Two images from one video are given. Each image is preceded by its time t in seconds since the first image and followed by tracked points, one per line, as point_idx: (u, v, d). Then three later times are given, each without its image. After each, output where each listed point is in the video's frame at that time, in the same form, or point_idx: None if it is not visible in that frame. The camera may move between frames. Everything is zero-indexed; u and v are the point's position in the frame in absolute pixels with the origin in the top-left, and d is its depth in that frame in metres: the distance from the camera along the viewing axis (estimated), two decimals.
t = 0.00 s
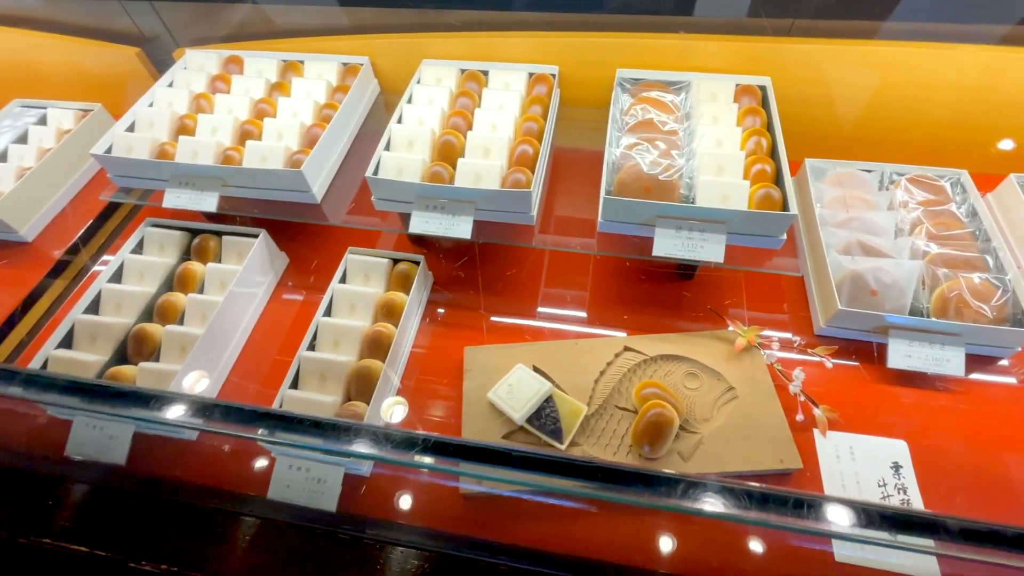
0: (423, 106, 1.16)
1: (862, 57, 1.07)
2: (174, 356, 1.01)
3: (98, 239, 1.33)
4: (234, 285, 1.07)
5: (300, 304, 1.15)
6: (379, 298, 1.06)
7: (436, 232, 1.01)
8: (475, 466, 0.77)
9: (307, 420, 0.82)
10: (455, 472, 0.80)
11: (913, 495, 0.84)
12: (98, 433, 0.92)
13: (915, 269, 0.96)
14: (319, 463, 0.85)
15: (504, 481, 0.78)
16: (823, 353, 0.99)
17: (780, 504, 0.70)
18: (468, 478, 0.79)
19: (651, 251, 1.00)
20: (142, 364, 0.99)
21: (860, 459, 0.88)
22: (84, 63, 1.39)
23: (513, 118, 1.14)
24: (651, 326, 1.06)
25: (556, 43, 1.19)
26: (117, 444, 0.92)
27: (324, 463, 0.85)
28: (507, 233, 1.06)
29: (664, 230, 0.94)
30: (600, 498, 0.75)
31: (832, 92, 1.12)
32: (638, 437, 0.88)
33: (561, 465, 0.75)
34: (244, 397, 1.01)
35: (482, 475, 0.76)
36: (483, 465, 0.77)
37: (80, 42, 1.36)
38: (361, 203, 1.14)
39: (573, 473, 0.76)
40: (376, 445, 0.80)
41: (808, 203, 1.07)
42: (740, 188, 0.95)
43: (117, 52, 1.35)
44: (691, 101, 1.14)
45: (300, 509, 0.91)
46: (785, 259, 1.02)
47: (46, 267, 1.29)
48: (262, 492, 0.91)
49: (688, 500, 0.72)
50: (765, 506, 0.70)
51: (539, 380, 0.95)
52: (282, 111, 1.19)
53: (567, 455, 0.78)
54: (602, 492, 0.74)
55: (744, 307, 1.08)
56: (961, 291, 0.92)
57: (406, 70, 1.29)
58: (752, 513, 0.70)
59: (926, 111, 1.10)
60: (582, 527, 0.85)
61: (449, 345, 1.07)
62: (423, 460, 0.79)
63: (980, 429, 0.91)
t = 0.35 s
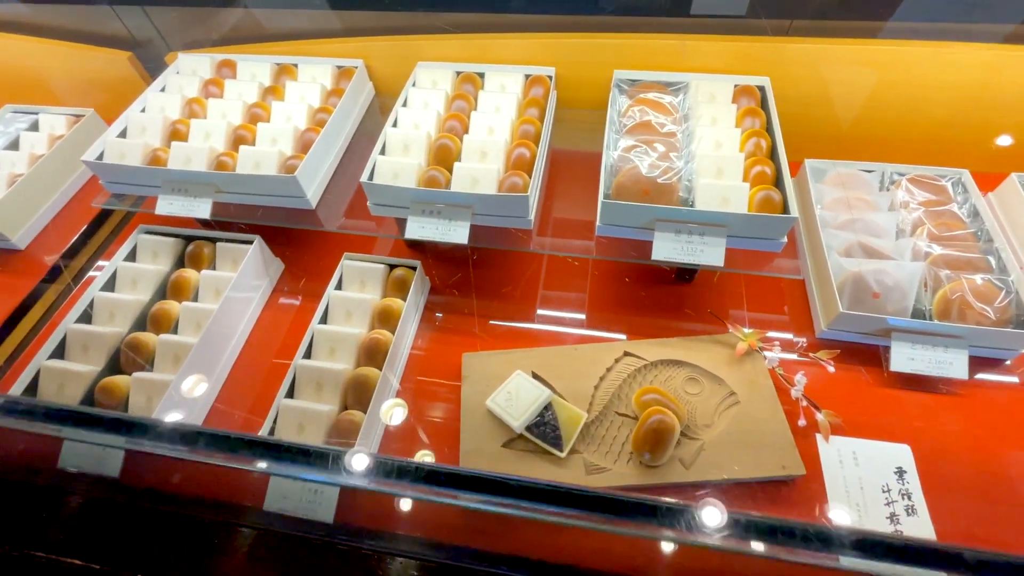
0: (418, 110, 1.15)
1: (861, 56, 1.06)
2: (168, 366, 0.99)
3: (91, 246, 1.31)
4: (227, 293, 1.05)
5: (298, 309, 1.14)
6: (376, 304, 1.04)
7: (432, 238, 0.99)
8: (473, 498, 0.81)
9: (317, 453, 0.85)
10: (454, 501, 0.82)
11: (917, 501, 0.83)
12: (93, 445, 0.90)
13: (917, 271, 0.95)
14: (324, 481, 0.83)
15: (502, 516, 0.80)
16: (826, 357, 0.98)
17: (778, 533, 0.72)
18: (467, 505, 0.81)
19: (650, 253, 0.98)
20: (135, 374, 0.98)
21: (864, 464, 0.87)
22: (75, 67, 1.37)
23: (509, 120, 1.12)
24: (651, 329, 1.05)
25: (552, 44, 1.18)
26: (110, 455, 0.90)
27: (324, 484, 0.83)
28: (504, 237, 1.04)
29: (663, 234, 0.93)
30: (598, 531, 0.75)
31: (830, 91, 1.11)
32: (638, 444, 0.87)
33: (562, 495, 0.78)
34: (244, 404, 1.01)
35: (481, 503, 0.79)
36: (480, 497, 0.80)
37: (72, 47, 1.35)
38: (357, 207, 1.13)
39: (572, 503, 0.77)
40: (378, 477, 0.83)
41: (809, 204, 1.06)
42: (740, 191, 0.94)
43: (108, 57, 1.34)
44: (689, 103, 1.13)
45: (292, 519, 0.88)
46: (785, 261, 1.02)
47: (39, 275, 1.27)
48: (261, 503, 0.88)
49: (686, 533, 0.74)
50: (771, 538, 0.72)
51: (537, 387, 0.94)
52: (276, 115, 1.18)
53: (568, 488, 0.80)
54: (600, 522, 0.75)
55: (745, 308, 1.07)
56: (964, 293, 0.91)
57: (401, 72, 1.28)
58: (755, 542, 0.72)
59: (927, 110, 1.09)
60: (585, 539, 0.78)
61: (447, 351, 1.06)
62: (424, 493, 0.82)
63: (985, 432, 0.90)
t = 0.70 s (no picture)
0: (428, 114, 1.15)
1: (874, 60, 1.05)
2: (178, 372, 0.98)
3: (99, 251, 1.31)
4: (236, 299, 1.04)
5: (306, 314, 1.14)
6: (386, 310, 1.04)
7: (442, 244, 0.99)
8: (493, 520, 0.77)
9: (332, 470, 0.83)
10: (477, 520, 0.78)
11: (936, 512, 0.81)
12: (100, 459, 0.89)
13: (932, 278, 0.93)
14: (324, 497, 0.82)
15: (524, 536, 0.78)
16: (842, 366, 0.97)
17: (797, 559, 0.69)
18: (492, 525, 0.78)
19: (660, 260, 0.97)
20: (145, 381, 0.97)
21: (881, 474, 0.86)
22: (85, 71, 1.38)
23: (520, 125, 1.12)
24: (663, 336, 1.04)
25: (561, 49, 1.17)
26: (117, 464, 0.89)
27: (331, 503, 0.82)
28: (514, 244, 1.03)
29: (676, 240, 0.92)
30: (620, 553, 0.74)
31: (844, 95, 1.10)
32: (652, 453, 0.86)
33: (573, 516, 0.75)
34: (254, 406, 1.01)
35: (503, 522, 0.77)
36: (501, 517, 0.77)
37: (81, 52, 1.35)
38: (366, 212, 1.12)
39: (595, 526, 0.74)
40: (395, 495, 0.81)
41: (822, 209, 1.05)
42: (754, 198, 0.93)
43: (118, 62, 1.34)
44: (701, 107, 1.12)
45: (305, 527, 0.87)
46: (798, 266, 1.03)
47: (48, 279, 1.27)
48: (259, 509, 0.88)
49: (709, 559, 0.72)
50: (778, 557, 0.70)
51: (550, 395, 0.93)
52: (285, 120, 1.18)
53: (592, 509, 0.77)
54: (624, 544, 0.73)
55: (756, 313, 1.06)
56: (981, 300, 0.90)
57: (410, 77, 1.28)
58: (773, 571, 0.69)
59: (941, 115, 1.08)
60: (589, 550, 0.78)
61: (457, 357, 1.05)
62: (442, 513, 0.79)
63: (1003, 442, 0.89)
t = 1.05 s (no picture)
0: (448, 118, 1.15)
1: (895, 66, 1.05)
2: (201, 372, 0.99)
3: (120, 251, 1.33)
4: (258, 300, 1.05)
5: (325, 316, 1.14)
6: (407, 312, 1.04)
7: (464, 246, 0.99)
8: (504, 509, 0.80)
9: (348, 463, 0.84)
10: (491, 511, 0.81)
11: (963, 519, 0.81)
12: (127, 454, 0.91)
13: (956, 283, 0.93)
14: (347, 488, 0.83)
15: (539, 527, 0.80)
16: (866, 371, 0.96)
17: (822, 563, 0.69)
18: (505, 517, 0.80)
19: (679, 263, 0.97)
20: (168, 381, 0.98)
21: (906, 480, 0.85)
22: (109, 74, 1.40)
23: (540, 129, 1.12)
24: (683, 340, 1.04)
25: (581, 53, 1.18)
26: (144, 460, 0.91)
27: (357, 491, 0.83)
28: (535, 247, 1.04)
29: (698, 244, 0.92)
30: (635, 546, 0.75)
31: (867, 100, 1.10)
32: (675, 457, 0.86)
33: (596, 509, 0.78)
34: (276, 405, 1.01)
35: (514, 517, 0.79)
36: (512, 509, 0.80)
37: (105, 54, 1.37)
38: (386, 214, 1.13)
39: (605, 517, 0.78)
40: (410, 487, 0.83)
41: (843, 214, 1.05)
42: (777, 202, 0.93)
43: (141, 65, 1.36)
44: (722, 111, 1.12)
45: (327, 527, 0.87)
46: (820, 271, 1.01)
47: (70, 279, 1.29)
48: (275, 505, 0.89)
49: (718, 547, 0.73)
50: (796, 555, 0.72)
51: (572, 398, 0.92)
52: (307, 122, 1.19)
53: (602, 499, 0.81)
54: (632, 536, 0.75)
55: (775, 318, 1.06)
56: (1007, 306, 0.89)
57: (430, 81, 1.29)
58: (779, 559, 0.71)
59: (963, 120, 1.08)
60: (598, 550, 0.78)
61: (477, 360, 1.05)
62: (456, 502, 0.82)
63: None
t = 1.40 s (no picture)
0: (479, 123, 1.17)
1: (927, 75, 1.06)
2: (238, 370, 1.01)
3: (153, 252, 1.35)
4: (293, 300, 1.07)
5: (354, 318, 1.16)
6: (438, 314, 1.05)
7: (497, 250, 1.00)
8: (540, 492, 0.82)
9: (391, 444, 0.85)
10: (523, 500, 0.83)
11: (1000, 528, 0.79)
12: (167, 446, 0.93)
13: (989, 292, 0.92)
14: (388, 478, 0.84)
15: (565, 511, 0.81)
16: (900, 378, 0.96)
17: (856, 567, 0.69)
18: (535, 505, 0.82)
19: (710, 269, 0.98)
20: (208, 378, 1.00)
21: (941, 489, 0.85)
22: (145, 77, 1.43)
23: (570, 135, 1.14)
24: (708, 346, 1.05)
25: (611, 61, 1.19)
26: (183, 456, 0.93)
27: (395, 481, 0.84)
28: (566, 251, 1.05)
29: (731, 249, 0.93)
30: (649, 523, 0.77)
31: (887, 109, 1.11)
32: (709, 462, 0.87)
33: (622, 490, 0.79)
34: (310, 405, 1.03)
35: (548, 499, 0.79)
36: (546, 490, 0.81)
37: (141, 58, 1.40)
38: (417, 218, 1.15)
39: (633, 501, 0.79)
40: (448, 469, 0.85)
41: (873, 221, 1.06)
42: (810, 209, 0.93)
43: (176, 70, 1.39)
44: (752, 119, 1.13)
45: (363, 526, 0.89)
46: (852, 279, 1.02)
47: (104, 278, 1.31)
48: (281, 500, 0.91)
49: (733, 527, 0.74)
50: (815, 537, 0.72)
51: (604, 401, 0.93)
52: (339, 126, 1.21)
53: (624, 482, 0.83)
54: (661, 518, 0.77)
55: (802, 325, 1.06)
56: None
57: (459, 87, 1.30)
58: (795, 542, 0.71)
59: (994, 130, 1.08)
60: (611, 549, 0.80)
61: (506, 363, 1.06)
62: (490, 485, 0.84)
63: None
